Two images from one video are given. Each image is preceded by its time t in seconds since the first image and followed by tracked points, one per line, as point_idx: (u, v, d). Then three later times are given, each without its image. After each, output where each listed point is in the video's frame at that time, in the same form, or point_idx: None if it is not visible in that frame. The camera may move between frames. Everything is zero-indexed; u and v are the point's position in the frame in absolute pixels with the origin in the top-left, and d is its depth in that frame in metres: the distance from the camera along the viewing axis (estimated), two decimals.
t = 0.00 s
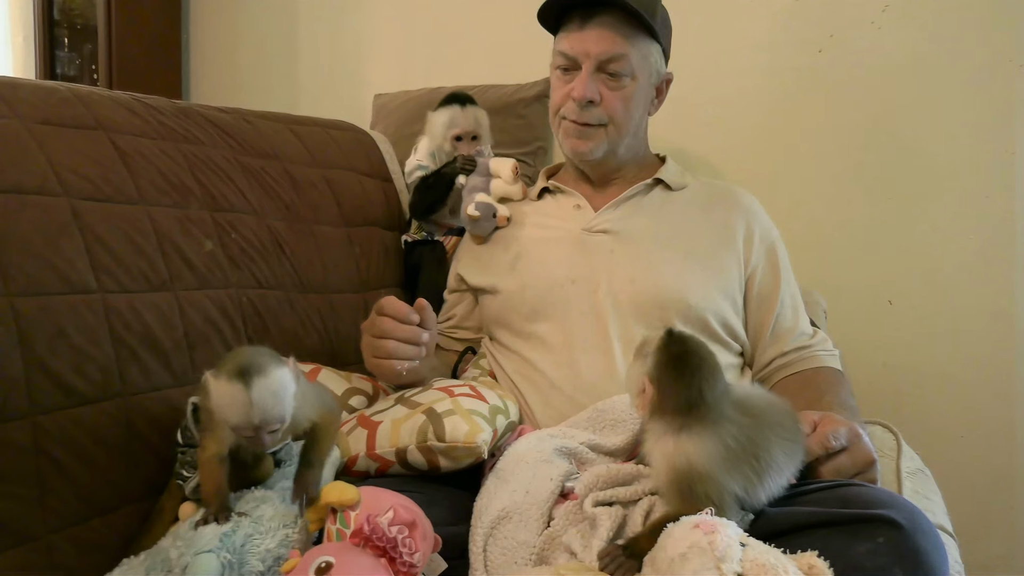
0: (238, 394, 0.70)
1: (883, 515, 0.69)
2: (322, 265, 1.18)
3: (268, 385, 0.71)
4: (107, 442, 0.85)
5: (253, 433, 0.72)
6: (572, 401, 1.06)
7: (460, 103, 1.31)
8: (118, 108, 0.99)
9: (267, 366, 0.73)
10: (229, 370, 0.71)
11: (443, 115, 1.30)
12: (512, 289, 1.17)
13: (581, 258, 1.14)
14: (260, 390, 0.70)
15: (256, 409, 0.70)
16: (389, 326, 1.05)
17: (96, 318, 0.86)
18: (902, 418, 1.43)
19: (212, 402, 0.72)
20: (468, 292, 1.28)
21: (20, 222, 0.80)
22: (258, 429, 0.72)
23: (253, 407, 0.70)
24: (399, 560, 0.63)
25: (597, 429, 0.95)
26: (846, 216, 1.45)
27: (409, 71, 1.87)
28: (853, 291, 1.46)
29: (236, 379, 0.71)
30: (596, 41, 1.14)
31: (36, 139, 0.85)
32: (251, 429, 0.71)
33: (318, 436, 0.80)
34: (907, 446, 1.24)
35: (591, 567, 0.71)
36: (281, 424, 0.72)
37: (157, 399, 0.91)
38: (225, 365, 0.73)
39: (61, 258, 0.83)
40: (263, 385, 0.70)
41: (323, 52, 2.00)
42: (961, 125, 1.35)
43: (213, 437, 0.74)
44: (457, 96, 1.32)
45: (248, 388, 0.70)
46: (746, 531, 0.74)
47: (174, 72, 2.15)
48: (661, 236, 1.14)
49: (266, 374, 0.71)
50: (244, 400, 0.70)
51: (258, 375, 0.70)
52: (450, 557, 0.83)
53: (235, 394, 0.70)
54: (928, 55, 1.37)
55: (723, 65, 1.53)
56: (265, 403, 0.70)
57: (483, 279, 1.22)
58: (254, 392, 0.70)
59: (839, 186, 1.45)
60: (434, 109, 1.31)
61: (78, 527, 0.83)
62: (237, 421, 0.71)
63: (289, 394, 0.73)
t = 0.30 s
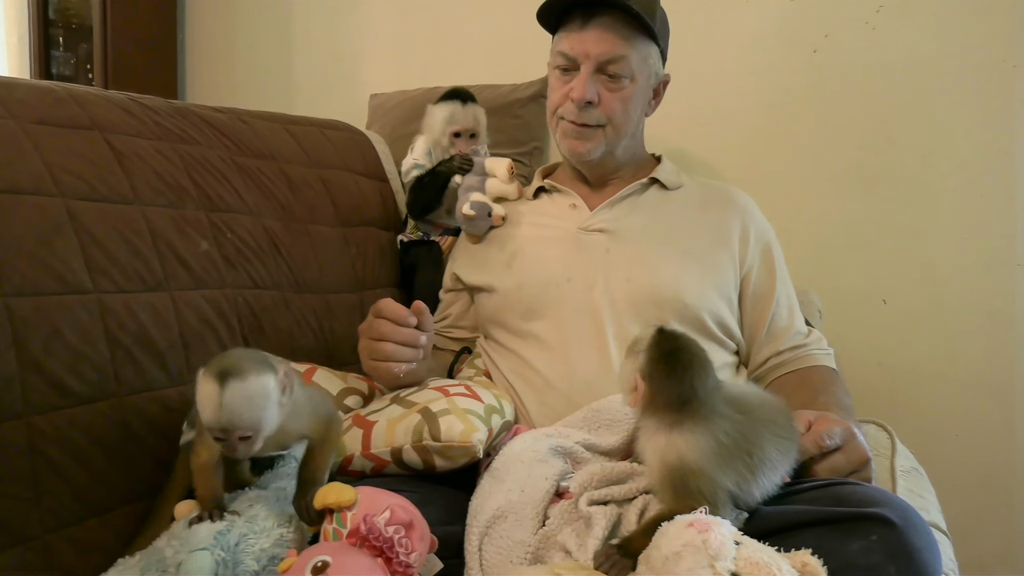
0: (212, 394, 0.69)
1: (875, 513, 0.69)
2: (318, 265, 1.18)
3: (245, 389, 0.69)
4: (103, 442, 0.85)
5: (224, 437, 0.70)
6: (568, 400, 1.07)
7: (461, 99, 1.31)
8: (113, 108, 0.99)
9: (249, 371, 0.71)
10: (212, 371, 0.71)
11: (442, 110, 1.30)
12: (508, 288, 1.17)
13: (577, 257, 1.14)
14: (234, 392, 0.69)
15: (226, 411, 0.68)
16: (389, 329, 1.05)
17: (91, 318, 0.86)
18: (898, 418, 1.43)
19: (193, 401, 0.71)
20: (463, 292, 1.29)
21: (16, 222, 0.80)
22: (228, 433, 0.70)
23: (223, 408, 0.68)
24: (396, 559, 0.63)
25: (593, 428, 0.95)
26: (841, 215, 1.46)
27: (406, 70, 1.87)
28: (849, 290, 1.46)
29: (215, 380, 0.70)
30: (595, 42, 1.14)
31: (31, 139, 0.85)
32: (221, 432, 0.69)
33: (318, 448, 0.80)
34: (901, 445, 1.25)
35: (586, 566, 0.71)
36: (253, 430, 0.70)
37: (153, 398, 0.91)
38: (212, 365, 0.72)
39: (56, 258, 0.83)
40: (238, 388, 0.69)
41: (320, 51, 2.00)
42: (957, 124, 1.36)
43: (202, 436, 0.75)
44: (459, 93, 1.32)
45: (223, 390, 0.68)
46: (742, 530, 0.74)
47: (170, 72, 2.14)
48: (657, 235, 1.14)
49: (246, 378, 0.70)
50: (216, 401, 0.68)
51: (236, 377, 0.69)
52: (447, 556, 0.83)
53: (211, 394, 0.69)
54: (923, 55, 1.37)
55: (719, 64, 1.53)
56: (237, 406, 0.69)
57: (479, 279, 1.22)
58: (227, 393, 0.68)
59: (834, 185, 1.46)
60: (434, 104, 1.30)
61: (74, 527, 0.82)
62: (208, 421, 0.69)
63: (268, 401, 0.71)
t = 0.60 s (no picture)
0: (217, 404, 0.65)
1: (877, 512, 0.70)
2: (319, 264, 1.18)
3: (251, 402, 0.66)
4: (105, 439, 0.85)
5: (225, 450, 0.67)
6: (568, 398, 1.07)
7: (461, 99, 1.30)
8: (114, 107, 0.99)
9: (258, 381, 0.67)
10: (219, 379, 0.67)
11: (442, 110, 1.29)
12: (509, 287, 1.17)
13: (577, 255, 1.14)
14: (239, 404, 0.65)
15: (229, 423, 0.65)
16: (390, 329, 1.05)
17: (94, 316, 0.86)
18: (899, 416, 1.44)
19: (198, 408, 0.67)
20: (464, 290, 1.29)
21: (16, 220, 0.80)
22: (230, 445, 0.66)
23: (227, 421, 0.65)
24: (399, 556, 0.64)
25: (593, 427, 0.95)
26: (842, 213, 1.46)
27: (406, 69, 1.87)
28: (850, 289, 1.47)
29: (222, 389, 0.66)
30: (596, 41, 1.14)
31: (33, 137, 0.85)
32: (223, 445, 0.66)
33: (330, 463, 0.79)
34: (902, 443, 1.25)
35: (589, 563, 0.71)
36: (255, 445, 0.67)
37: (154, 396, 0.91)
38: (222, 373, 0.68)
39: (59, 256, 0.83)
40: (243, 400, 0.65)
41: (320, 50, 2.00)
42: (958, 123, 1.36)
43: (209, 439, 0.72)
44: (458, 92, 1.31)
45: (229, 401, 0.65)
46: (742, 527, 0.74)
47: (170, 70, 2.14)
48: (657, 234, 1.14)
49: (252, 389, 0.66)
50: (220, 412, 0.65)
51: (242, 389, 0.65)
52: (448, 553, 0.83)
53: (216, 403, 0.66)
54: (924, 54, 1.37)
55: (718, 63, 1.53)
56: (241, 419, 0.65)
57: (480, 277, 1.22)
58: (231, 404, 0.65)
59: (834, 184, 1.46)
60: (434, 102, 1.30)
61: (76, 524, 0.82)
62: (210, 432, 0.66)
63: (274, 415, 0.68)
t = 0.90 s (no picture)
0: (242, 423, 0.65)
1: (878, 509, 0.70)
2: (321, 261, 1.18)
3: (275, 416, 0.66)
4: (108, 435, 0.86)
5: (251, 466, 0.66)
6: (570, 396, 1.07)
7: (460, 99, 1.31)
8: (118, 104, 0.99)
9: (274, 394, 0.67)
10: (235, 397, 0.66)
11: (442, 112, 1.30)
12: (511, 285, 1.18)
13: (579, 253, 1.14)
14: (267, 420, 0.65)
15: (258, 440, 0.65)
16: (393, 326, 1.05)
17: (97, 313, 0.86)
18: (900, 415, 1.44)
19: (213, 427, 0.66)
20: (466, 288, 1.29)
21: (20, 217, 0.80)
22: (256, 461, 0.66)
23: (256, 438, 0.65)
24: (401, 552, 0.64)
25: (595, 424, 0.95)
26: (843, 212, 1.46)
27: (407, 68, 1.87)
28: (851, 288, 1.47)
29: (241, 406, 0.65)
30: (599, 39, 1.14)
31: (36, 134, 0.85)
32: (250, 461, 0.66)
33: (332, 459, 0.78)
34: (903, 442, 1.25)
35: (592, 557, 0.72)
36: (281, 457, 0.67)
37: (157, 392, 0.91)
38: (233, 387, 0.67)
39: (62, 253, 0.83)
40: (270, 416, 0.65)
41: (321, 48, 2.00)
42: (959, 122, 1.36)
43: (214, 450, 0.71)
44: (456, 93, 1.32)
45: (254, 420, 0.65)
46: (745, 525, 0.75)
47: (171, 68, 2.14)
48: (659, 232, 1.14)
49: (273, 404, 0.66)
50: (247, 430, 0.64)
51: (267, 406, 0.65)
52: (450, 550, 0.84)
53: (239, 421, 0.65)
54: (926, 53, 1.37)
55: (720, 62, 1.53)
56: (271, 436, 0.65)
57: (483, 275, 1.22)
58: (259, 422, 0.65)
59: (836, 182, 1.46)
60: (434, 106, 1.31)
61: (80, 521, 0.83)
62: (236, 450, 0.65)
63: (294, 424, 0.68)
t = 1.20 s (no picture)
0: (249, 411, 0.66)
1: (879, 507, 0.70)
2: (322, 258, 1.18)
3: (282, 408, 0.67)
4: (110, 431, 0.86)
5: (252, 457, 0.66)
6: (571, 393, 1.07)
7: (461, 95, 1.33)
8: (118, 100, 0.99)
9: (283, 391, 0.69)
10: (245, 390, 0.68)
11: (443, 107, 1.32)
12: (512, 282, 1.18)
13: (581, 250, 1.14)
14: (273, 410, 0.66)
15: (262, 429, 0.66)
16: (394, 324, 1.05)
17: (98, 309, 0.86)
18: (901, 413, 1.44)
19: (220, 420, 0.67)
20: (467, 284, 1.29)
21: (21, 214, 0.80)
22: (257, 452, 0.66)
23: (260, 426, 0.66)
24: (410, 560, 0.64)
25: (597, 421, 0.94)
26: (845, 208, 1.46)
27: (408, 63, 1.87)
28: (853, 285, 1.46)
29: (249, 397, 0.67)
30: (603, 35, 1.14)
31: (37, 129, 0.85)
32: (251, 450, 0.66)
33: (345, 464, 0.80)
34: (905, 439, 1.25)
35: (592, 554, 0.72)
36: (283, 451, 0.67)
37: (159, 388, 0.92)
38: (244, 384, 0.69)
39: (63, 249, 0.83)
40: (276, 406, 0.67)
41: (322, 43, 1.99)
42: (963, 119, 1.35)
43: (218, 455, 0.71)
44: (457, 89, 1.34)
45: (262, 407, 0.66)
46: (745, 523, 0.74)
47: (172, 63, 2.14)
48: (661, 229, 1.14)
49: (280, 397, 0.68)
50: (253, 417, 0.66)
51: (274, 396, 0.67)
52: (452, 547, 0.84)
53: (246, 411, 0.66)
54: (929, 49, 1.37)
55: (722, 57, 1.52)
56: (275, 425, 0.66)
57: (484, 272, 1.22)
58: (265, 411, 0.66)
59: (838, 179, 1.46)
60: (435, 102, 1.33)
61: (81, 516, 0.83)
62: (240, 440, 0.66)
63: (300, 422, 0.69)
